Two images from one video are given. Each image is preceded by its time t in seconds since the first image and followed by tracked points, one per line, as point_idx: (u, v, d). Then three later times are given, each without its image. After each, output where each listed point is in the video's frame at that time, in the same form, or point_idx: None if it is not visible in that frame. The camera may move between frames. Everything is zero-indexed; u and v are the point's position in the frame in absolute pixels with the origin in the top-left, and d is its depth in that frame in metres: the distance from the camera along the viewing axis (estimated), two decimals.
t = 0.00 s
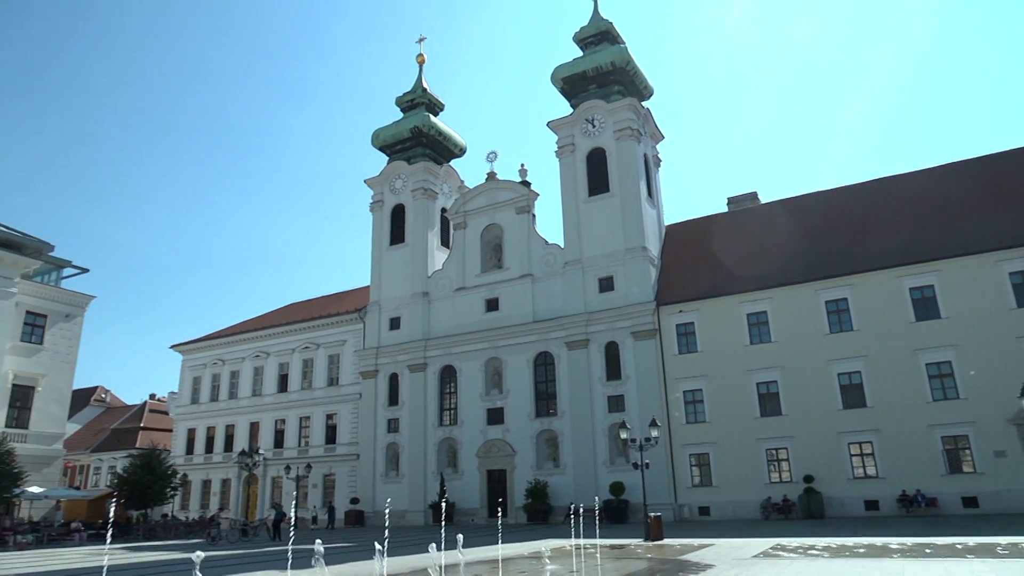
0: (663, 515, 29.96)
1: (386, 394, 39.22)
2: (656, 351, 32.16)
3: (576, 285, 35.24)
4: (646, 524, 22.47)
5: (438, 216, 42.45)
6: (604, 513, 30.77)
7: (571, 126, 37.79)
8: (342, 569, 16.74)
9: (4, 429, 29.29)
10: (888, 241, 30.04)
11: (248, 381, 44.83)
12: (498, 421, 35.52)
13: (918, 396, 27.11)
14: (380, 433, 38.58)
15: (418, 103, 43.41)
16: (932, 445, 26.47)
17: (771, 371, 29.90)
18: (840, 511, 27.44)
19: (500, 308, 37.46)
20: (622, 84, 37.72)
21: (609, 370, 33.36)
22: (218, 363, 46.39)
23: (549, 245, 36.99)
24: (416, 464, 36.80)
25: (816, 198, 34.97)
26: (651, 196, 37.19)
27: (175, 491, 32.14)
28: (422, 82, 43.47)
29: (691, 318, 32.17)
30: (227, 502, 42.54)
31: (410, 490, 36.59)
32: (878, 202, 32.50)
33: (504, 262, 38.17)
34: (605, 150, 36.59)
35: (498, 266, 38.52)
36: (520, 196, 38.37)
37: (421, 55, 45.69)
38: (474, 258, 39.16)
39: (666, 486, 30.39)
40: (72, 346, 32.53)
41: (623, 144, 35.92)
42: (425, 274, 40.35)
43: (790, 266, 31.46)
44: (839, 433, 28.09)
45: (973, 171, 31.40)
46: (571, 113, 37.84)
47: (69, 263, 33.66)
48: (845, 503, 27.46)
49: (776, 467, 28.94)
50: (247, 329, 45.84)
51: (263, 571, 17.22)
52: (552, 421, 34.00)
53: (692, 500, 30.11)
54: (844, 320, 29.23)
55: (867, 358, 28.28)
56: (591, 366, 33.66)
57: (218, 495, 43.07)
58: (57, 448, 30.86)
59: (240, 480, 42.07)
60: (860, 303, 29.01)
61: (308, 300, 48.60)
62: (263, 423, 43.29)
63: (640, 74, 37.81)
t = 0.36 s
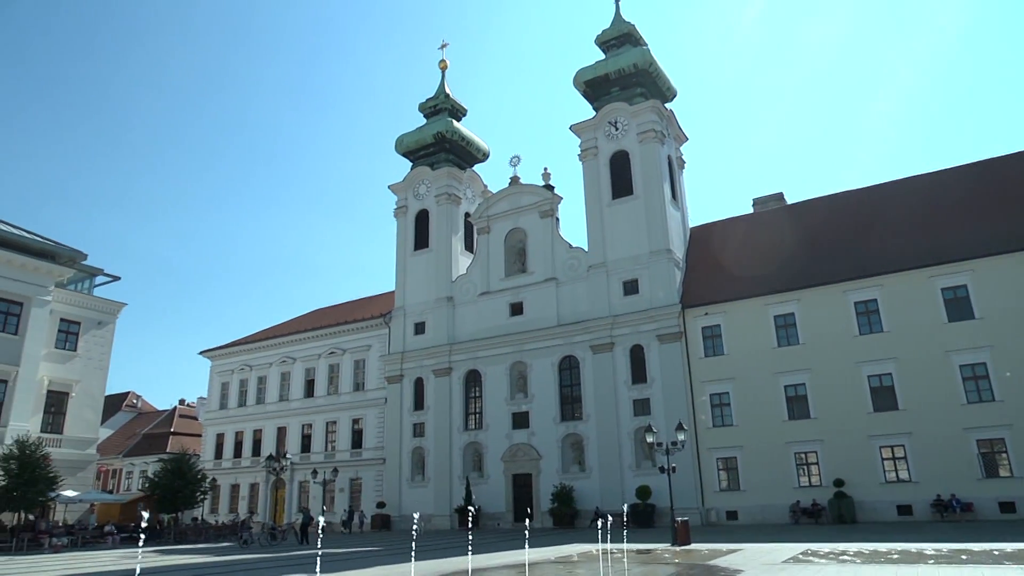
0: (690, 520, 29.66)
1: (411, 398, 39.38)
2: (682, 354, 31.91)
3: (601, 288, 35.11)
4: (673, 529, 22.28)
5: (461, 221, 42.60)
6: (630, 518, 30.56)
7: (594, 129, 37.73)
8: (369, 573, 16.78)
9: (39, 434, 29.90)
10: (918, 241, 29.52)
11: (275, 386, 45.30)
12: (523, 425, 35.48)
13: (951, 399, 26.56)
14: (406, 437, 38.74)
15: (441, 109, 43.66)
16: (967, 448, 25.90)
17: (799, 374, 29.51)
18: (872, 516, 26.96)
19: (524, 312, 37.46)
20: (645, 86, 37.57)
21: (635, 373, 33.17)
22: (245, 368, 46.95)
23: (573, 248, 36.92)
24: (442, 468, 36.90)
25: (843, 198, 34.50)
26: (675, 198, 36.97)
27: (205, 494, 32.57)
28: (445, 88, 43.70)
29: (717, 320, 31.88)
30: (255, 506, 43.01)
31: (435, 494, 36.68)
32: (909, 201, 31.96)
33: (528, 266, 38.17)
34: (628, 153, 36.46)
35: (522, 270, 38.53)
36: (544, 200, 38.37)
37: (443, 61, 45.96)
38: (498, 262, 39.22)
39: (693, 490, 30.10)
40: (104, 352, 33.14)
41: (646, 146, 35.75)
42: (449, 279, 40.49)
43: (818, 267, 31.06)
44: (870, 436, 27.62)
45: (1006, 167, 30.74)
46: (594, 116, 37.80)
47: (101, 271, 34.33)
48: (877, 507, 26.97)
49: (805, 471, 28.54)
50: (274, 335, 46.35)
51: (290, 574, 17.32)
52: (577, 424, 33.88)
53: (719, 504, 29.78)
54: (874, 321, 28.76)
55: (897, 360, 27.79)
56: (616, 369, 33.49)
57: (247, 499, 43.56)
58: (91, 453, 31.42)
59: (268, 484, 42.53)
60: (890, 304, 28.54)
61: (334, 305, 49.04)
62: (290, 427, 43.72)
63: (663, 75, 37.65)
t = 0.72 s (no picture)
0: (704, 524, 29.49)
1: (424, 400, 39.45)
2: (696, 357, 31.77)
3: (614, 291, 35.04)
4: (687, 534, 22.17)
5: (475, 224, 42.67)
6: (643, 522, 30.43)
7: (608, 131, 37.70)
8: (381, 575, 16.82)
9: (58, 434, 30.26)
10: (935, 244, 29.25)
11: (289, 388, 45.55)
12: (536, 428, 35.46)
13: (970, 404, 26.25)
14: (419, 440, 38.83)
15: (455, 112, 43.80)
16: (986, 454, 25.57)
17: (814, 378, 29.30)
18: (888, 521, 26.69)
19: (538, 315, 37.46)
20: (659, 88, 37.47)
21: (648, 377, 33.05)
22: (260, 370, 47.25)
23: (586, 251, 36.89)
24: (455, 470, 36.93)
25: (859, 201, 34.24)
26: (689, 201, 36.85)
27: (220, 495, 32.81)
28: (459, 91, 43.84)
29: (732, 324, 31.74)
30: (270, 507, 43.26)
31: (448, 496, 36.73)
32: (926, 204, 31.69)
33: (542, 269, 38.16)
34: (643, 156, 36.39)
35: (536, 273, 38.50)
36: (557, 202, 38.36)
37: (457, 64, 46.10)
38: (511, 265, 39.25)
39: (707, 495, 29.92)
40: (122, 353, 33.49)
41: (660, 148, 35.67)
42: (462, 282, 40.56)
43: (833, 270, 30.84)
44: (886, 441, 27.36)
45: None
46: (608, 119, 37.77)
47: (119, 273, 34.72)
48: (893, 513, 26.69)
49: (820, 476, 28.33)
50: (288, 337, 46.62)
51: None
52: (590, 428, 33.81)
53: (733, 508, 29.59)
54: (891, 325, 28.52)
55: (914, 364, 27.53)
56: (630, 372, 33.39)
57: (261, 500, 43.81)
58: (108, 453, 31.75)
59: (282, 486, 42.77)
60: (907, 308, 28.29)
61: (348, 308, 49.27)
62: (304, 429, 43.95)
63: (678, 78, 37.55)
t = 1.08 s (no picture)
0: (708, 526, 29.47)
1: (428, 401, 39.49)
2: (699, 358, 31.74)
3: (618, 292, 35.02)
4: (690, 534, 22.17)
5: (479, 224, 42.69)
6: (647, 523, 30.41)
7: (612, 132, 37.69)
8: None
9: (63, 434, 30.38)
10: (941, 246, 29.13)
11: (293, 389, 45.64)
12: (540, 429, 35.49)
13: (975, 406, 26.16)
14: (423, 440, 38.88)
15: (459, 112, 43.86)
16: (990, 456, 25.48)
17: (818, 380, 29.26)
18: (892, 523, 26.64)
19: (542, 316, 37.46)
20: (664, 88, 37.44)
21: (652, 378, 33.02)
22: (264, 370, 47.37)
23: (590, 252, 36.88)
24: (458, 471, 36.96)
25: (865, 202, 34.14)
26: (693, 202, 36.82)
27: (225, 496, 32.88)
28: (463, 91, 43.88)
29: (736, 324, 31.71)
30: (274, 507, 43.36)
31: (452, 497, 36.77)
32: (932, 205, 31.59)
33: (545, 270, 38.17)
34: (647, 156, 36.37)
35: (540, 274, 38.51)
36: (561, 203, 38.36)
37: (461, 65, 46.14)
38: (515, 266, 39.27)
39: (711, 496, 29.88)
40: (127, 354, 33.61)
41: (664, 149, 35.64)
42: (466, 283, 40.58)
43: (838, 271, 30.79)
44: (891, 442, 27.30)
45: None
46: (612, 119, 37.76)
47: (124, 274, 34.84)
48: (897, 515, 26.63)
49: (824, 477, 28.31)
50: (292, 338, 46.72)
51: None
52: (594, 428, 33.81)
53: (737, 510, 29.55)
54: (895, 327, 28.46)
55: (919, 366, 27.45)
56: (633, 373, 33.37)
57: (265, 501, 43.92)
58: (113, 453, 31.85)
59: (287, 486, 42.89)
60: (911, 310, 28.22)
61: (352, 309, 49.35)
62: (309, 430, 44.05)
63: (682, 78, 37.53)
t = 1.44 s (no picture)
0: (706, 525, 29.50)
1: (426, 400, 39.48)
2: (697, 358, 31.76)
3: (616, 292, 35.02)
4: (688, 534, 22.18)
5: (477, 224, 42.66)
6: (645, 522, 30.43)
7: (610, 132, 37.70)
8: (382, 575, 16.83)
9: (61, 434, 30.34)
10: (938, 245, 29.16)
11: (291, 388, 45.60)
12: (538, 428, 35.49)
13: (973, 405, 26.21)
14: (420, 440, 38.86)
15: (457, 112, 43.85)
16: (988, 456, 25.52)
17: (815, 379, 29.29)
18: (890, 522, 26.68)
19: (540, 315, 37.46)
20: (662, 88, 37.45)
21: (650, 378, 33.01)
22: (262, 370, 47.33)
23: (588, 252, 36.88)
24: (456, 471, 36.95)
25: (862, 202, 34.17)
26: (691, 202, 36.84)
27: (222, 495, 32.86)
28: (461, 91, 43.86)
29: (734, 324, 31.73)
30: (272, 507, 43.35)
31: (450, 496, 36.77)
32: (930, 204, 31.61)
33: (543, 269, 38.18)
34: (645, 156, 36.38)
35: (538, 273, 38.50)
36: (559, 203, 38.36)
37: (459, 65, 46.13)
38: (513, 266, 39.25)
39: (708, 496, 29.88)
40: (124, 353, 33.57)
41: (663, 149, 35.66)
42: (464, 282, 40.56)
43: (835, 271, 30.82)
44: (888, 441, 27.34)
45: None
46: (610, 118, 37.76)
47: (121, 274, 34.80)
48: (895, 514, 26.67)
49: (821, 477, 28.33)
50: (290, 337, 46.67)
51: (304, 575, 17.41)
52: (592, 428, 33.81)
53: (734, 509, 29.57)
54: (893, 326, 28.49)
55: (917, 365, 27.49)
56: (631, 373, 33.37)
57: (263, 500, 43.88)
58: (111, 453, 31.81)
59: (284, 486, 42.87)
60: (909, 309, 28.26)
61: (350, 308, 49.31)
62: (307, 429, 44.02)
63: (680, 78, 37.54)
